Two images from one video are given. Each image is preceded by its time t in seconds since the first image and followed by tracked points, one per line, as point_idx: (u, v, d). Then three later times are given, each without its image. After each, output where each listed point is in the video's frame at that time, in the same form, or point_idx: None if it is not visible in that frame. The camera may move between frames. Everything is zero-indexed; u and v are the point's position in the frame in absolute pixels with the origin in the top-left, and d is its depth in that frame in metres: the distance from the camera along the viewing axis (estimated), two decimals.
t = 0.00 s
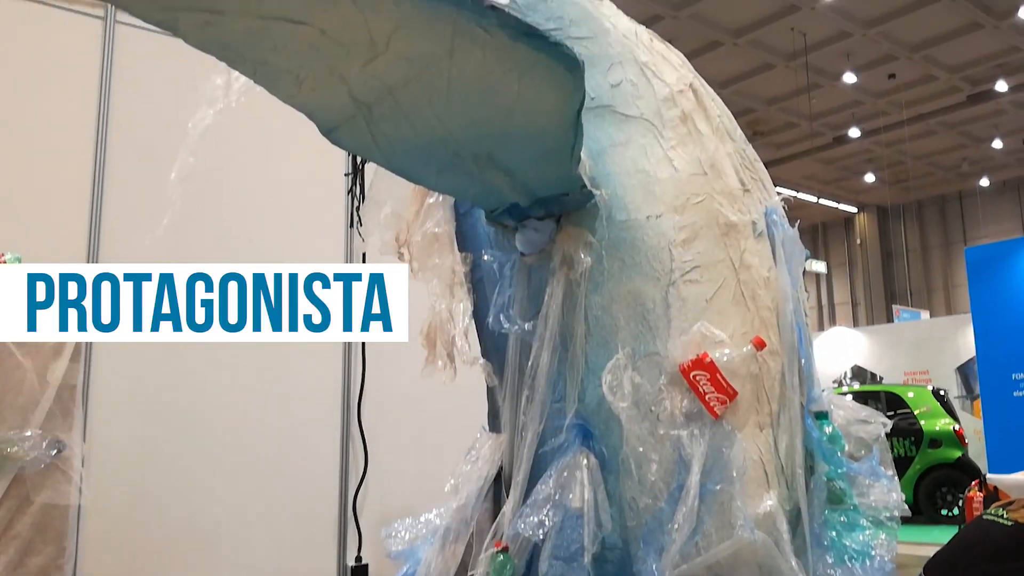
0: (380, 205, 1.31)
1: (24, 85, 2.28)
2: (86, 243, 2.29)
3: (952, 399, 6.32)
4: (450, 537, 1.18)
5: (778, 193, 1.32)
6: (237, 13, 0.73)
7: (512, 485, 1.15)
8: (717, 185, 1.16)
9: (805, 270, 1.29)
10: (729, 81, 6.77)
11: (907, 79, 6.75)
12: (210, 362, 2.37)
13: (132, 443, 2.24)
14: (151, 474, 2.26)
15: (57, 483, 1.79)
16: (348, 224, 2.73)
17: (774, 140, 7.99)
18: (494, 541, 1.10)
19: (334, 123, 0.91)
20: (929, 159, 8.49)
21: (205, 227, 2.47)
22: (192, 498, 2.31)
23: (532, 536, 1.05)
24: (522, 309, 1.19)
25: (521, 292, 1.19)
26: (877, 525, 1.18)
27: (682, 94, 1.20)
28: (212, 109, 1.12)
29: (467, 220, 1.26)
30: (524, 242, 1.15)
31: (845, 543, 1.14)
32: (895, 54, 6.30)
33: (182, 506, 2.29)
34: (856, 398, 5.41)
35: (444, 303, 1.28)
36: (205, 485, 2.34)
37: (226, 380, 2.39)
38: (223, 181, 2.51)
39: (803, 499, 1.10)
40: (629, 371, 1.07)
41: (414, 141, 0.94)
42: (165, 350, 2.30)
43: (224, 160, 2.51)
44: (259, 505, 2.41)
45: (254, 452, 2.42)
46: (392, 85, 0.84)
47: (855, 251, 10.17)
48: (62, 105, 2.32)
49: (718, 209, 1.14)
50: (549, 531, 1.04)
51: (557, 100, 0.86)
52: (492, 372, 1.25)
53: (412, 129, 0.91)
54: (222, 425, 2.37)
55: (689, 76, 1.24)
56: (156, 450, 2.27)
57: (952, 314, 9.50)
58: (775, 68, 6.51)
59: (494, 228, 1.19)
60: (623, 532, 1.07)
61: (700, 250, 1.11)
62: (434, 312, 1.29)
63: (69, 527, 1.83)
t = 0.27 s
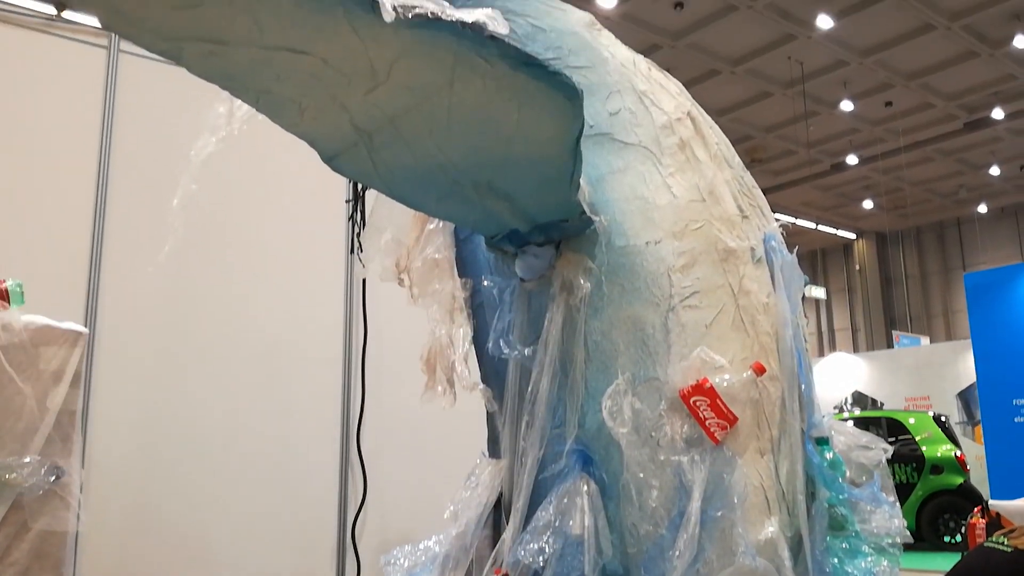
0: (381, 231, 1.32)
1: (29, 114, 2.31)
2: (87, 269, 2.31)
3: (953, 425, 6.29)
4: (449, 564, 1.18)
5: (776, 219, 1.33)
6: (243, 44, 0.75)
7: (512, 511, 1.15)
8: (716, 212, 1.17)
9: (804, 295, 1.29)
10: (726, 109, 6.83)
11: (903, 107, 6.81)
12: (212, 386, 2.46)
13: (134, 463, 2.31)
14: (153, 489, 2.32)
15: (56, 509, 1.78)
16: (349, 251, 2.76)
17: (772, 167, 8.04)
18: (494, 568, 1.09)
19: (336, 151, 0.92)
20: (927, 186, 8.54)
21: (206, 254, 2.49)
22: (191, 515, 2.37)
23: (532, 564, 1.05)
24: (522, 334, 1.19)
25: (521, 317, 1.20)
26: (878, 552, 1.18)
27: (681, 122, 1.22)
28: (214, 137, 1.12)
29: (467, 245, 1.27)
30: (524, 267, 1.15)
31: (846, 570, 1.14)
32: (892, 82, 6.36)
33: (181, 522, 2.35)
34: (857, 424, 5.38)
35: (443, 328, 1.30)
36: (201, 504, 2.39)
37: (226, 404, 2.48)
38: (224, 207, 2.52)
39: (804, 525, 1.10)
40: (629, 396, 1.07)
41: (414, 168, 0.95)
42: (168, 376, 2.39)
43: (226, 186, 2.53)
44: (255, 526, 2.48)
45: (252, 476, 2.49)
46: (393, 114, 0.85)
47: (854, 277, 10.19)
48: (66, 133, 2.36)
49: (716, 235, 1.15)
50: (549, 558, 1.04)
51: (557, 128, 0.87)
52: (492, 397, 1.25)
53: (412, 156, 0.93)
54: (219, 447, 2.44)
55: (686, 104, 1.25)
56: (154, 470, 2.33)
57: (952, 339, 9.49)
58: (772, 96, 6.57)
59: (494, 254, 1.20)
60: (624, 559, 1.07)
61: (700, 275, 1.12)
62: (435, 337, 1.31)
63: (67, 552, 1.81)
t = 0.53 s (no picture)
0: (381, 256, 1.32)
1: (32, 142, 2.33)
2: (87, 295, 2.32)
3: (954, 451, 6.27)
4: None
5: (774, 244, 1.34)
6: (246, 73, 0.76)
7: (512, 538, 1.14)
8: (715, 238, 1.18)
9: (803, 321, 1.30)
10: (724, 137, 6.88)
11: (900, 134, 6.86)
12: (212, 413, 2.45)
13: (134, 493, 2.29)
14: (151, 517, 2.31)
15: (52, 536, 1.78)
16: (349, 277, 2.77)
17: (771, 194, 8.08)
18: None
19: (337, 177, 0.93)
20: (924, 212, 8.58)
21: (206, 280, 2.49)
22: (188, 542, 2.35)
23: None
24: (522, 360, 1.19)
25: (520, 343, 1.20)
26: None
27: (679, 149, 1.23)
28: (216, 165, 1.13)
29: (467, 271, 1.27)
30: (523, 293, 1.16)
31: None
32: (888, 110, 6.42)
33: (177, 549, 2.33)
34: (859, 450, 5.35)
35: (443, 354, 1.30)
36: (200, 533, 2.38)
37: (226, 431, 2.47)
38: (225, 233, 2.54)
39: (806, 552, 1.09)
40: (629, 422, 1.07)
41: (414, 194, 0.96)
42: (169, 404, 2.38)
43: (227, 213, 2.55)
44: (256, 555, 2.46)
45: (250, 503, 2.48)
46: (393, 141, 0.86)
47: (854, 302, 10.20)
48: (68, 160, 2.37)
49: (715, 261, 1.16)
50: None
51: (556, 156, 0.88)
52: (492, 423, 1.25)
53: (413, 183, 0.93)
54: (218, 474, 2.43)
55: (684, 131, 1.27)
56: (154, 499, 2.32)
57: (952, 366, 9.48)
58: (770, 123, 6.62)
59: (493, 280, 1.20)
60: None
61: (699, 300, 1.12)
62: (434, 363, 1.32)
63: None
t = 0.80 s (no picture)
0: (381, 282, 1.34)
1: (36, 169, 2.35)
2: (88, 320, 2.32)
3: (957, 477, 6.24)
4: None
5: (772, 269, 1.35)
6: (250, 101, 0.77)
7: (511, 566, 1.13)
8: (713, 264, 1.18)
9: (803, 346, 1.30)
10: (723, 163, 6.92)
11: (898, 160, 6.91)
12: (211, 439, 2.44)
13: (135, 522, 2.28)
14: (149, 546, 2.29)
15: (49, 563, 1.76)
16: (349, 302, 2.77)
17: (769, 220, 8.12)
18: None
19: (338, 203, 0.94)
20: (923, 238, 8.61)
21: (207, 305, 2.50)
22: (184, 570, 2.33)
23: None
24: (521, 385, 1.19)
25: (520, 369, 1.20)
26: None
27: (677, 175, 1.24)
28: (218, 191, 1.13)
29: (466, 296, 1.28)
30: (523, 318, 1.16)
31: None
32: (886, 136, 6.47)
33: None
34: (860, 476, 5.32)
35: (443, 379, 1.31)
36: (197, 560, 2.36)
37: (226, 458, 2.46)
38: (227, 259, 2.56)
39: None
40: (629, 448, 1.06)
41: (414, 220, 0.96)
42: (168, 430, 2.37)
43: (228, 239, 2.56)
44: None
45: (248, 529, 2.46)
46: (394, 168, 0.87)
47: (854, 328, 10.20)
48: (72, 186, 2.39)
49: (714, 286, 1.16)
50: None
51: (555, 183, 0.89)
52: (491, 449, 1.25)
53: (414, 210, 0.94)
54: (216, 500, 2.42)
55: (682, 158, 1.28)
56: (153, 527, 2.30)
57: (953, 391, 9.46)
58: (768, 150, 6.67)
59: (493, 305, 1.21)
60: None
61: (698, 325, 1.12)
62: (434, 388, 1.33)
63: None
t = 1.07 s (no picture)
0: (381, 305, 1.36)
1: (38, 193, 2.36)
2: (88, 344, 2.32)
3: (960, 503, 6.20)
4: None
5: (771, 293, 1.35)
6: (252, 127, 0.77)
7: None
8: (712, 287, 1.18)
9: (803, 370, 1.30)
10: (722, 188, 6.96)
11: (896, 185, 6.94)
12: (210, 464, 2.43)
13: (132, 547, 2.26)
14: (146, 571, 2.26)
15: None
16: (349, 326, 2.77)
17: (768, 244, 8.14)
18: None
19: (338, 228, 0.94)
20: (923, 262, 8.63)
21: (207, 329, 2.50)
22: None
23: None
24: (521, 410, 1.19)
25: (519, 393, 1.19)
26: None
27: (676, 200, 1.25)
28: (219, 216, 1.14)
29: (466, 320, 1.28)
30: (523, 341, 1.16)
31: None
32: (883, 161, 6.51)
33: None
34: (863, 502, 5.28)
35: (442, 403, 1.32)
36: None
37: (224, 483, 2.45)
38: (227, 284, 2.57)
39: None
40: (629, 472, 1.06)
41: (414, 244, 0.97)
42: (167, 456, 2.36)
43: (228, 264, 2.58)
44: None
45: (246, 556, 2.44)
46: (394, 193, 0.88)
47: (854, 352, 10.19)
48: (73, 210, 2.40)
49: (714, 309, 1.16)
50: None
51: (554, 208, 0.89)
52: (491, 473, 1.24)
53: (414, 234, 0.95)
54: (213, 525, 2.40)
55: (681, 183, 1.29)
56: (151, 552, 2.28)
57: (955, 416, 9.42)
58: (767, 175, 6.70)
59: (493, 329, 1.21)
60: None
61: (698, 349, 1.12)
62: (433, 413, 1.33)
63: None
